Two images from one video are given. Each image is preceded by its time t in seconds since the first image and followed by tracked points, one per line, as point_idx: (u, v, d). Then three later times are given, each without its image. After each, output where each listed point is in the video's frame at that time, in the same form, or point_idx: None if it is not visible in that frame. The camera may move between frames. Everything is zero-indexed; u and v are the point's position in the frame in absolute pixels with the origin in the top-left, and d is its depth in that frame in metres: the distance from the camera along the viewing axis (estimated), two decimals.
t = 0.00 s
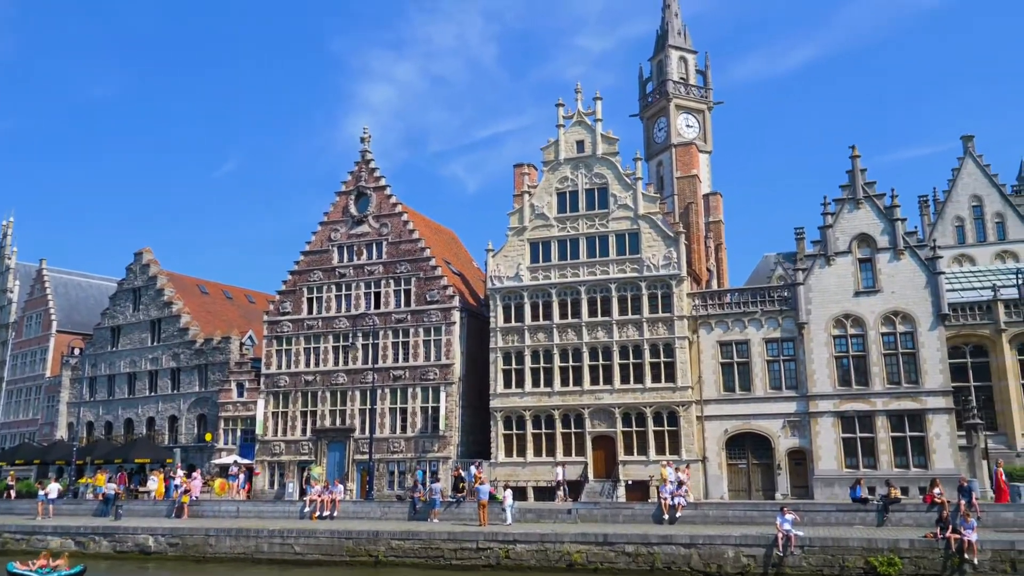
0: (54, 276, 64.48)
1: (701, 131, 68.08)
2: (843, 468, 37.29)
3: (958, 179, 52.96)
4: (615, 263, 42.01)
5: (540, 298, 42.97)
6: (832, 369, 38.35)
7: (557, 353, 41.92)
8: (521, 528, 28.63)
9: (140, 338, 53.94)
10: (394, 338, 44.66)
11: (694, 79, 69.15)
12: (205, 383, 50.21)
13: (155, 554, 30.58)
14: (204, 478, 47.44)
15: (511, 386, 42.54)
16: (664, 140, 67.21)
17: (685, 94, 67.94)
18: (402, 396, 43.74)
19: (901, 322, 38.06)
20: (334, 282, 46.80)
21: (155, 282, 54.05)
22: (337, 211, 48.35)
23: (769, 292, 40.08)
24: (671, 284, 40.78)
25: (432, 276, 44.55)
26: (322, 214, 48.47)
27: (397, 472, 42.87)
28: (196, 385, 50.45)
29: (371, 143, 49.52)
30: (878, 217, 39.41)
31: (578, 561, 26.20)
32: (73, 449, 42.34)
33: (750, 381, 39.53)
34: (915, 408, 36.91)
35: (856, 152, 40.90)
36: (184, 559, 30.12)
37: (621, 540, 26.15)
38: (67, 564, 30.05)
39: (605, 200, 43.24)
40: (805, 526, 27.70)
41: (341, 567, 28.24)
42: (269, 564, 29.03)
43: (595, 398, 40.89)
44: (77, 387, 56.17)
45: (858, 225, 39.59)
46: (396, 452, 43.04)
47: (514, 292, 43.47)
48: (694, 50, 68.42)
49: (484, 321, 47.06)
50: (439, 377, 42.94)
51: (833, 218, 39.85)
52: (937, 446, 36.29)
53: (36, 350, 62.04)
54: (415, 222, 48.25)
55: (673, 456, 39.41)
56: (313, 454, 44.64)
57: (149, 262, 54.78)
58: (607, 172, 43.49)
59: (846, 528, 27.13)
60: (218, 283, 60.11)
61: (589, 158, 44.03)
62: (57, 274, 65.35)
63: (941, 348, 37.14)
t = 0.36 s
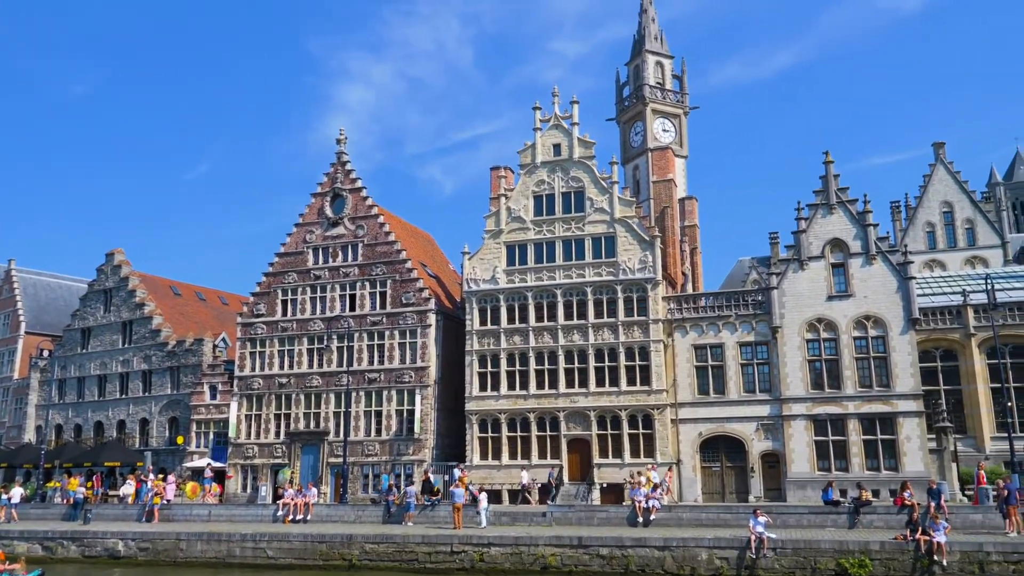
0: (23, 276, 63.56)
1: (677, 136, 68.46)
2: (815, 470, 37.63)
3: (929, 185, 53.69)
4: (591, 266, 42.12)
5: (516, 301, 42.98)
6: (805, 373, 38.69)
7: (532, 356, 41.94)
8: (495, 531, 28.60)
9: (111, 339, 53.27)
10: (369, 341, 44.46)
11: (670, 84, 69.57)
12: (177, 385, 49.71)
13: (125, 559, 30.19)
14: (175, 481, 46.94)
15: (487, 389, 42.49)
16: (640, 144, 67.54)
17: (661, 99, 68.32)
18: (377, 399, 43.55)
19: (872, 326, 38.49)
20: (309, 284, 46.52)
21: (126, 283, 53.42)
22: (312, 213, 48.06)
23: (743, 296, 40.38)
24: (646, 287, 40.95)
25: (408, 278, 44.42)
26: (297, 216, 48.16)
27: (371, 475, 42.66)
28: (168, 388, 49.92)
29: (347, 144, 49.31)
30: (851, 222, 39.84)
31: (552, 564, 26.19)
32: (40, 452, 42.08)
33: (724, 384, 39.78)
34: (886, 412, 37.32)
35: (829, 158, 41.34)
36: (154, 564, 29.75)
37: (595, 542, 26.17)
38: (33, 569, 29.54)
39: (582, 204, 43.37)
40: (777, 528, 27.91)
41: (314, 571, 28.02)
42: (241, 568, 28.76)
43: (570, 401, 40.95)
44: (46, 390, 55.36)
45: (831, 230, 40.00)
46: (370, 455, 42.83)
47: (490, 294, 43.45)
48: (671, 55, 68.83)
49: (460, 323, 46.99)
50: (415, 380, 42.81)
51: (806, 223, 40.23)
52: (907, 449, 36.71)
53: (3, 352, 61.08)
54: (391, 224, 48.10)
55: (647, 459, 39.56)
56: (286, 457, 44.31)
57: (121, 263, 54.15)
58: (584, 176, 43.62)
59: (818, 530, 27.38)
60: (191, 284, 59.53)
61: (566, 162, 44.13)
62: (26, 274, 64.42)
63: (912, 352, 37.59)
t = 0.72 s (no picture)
0: None
1: (655, 139, 68.75)
2: (789, 472, 37.91)
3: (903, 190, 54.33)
4: (569, 268, 42.19)
5: (494, 302, 42.96)
6: (780, 375, 38.99)
7: (509, 358, 41.93)
8: (471, 533, 28.54)
9: (83, 340, 52.62)
10: (346, 342, 44.24)
11: (649, 88, 69.90)
12: (150, 386, 49.20)
13: (96, 562, 29.83)
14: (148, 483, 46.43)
15: (464, 390, 42.42)
16: (619, 147, 67.77)
17: (640, 102, 68.61)
18: (353, 400, 43.33)
19: (846, 329, 38.86)
20: (285, 285, 46.23)
21: (99, 283, 52.80)
22: (289, 213, 47.77)
23: (719, 298, 40.63)
24: (624, 290, 41.08)
25: (386, 279, 44.27)
26: (274, 216, 47.84)
27: (347, 477, 42.42)
28: (141, 389, 49.39)
29: (324, 145, 49.06)
30: (826, 226, 40.22)
31: (528, 566, 26.19)
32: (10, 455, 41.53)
33: (700, 386, 39.99)
34: (860, 414, 37.68)
35: (805, 163, 41.71)
36: (125, 567, 29.41)
37: (571, 544, 26.15)
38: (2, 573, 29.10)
39: (560, 206, 43.43)
40: (752, 530, 28.09)
41: (288, 573, 27.81)
42: (214, 571, 28.50)
43: (547, 403, 40.97)
44: (16, 391, 54.57)
45: (807, 234, 40.35)
46: (346, 457, 42.61)
47: (468, 296, 43.38)
48: (649, 59, 69.15)
49: (438, 325, 46.88)
50: (391, 381, 42.67)
51: (782, 226, 40.55)
52: (880, 451, 37.10)
53: None
54: (369, 225, 47.90)
55: (623, 461, 39.68)
56: (261, 459, 43.97)
57: (94, 262, 53.52)
58: (562, 178, 43.70)
59: (792, 531, 27.58)
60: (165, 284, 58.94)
61: (544, 164, 44.18)
62: None
63: (885, 355, 38.00)
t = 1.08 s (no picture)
0: None
1: (633, 142, 69.04)
2: (764, 474, 38.18)
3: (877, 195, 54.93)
4: (546, 270, 42.25)
5: (471, 304, 42.92)
6: (755, 377, 39.26)
7: (487, 360, 41.91)
8: (447, 535, 28.49)
9: (55, 340, 51.96)
10: (322, 343, 44.01)
11: (627, 90, 70.19)
12: (123, 387, 48.67)
13: (66, 565, 29.47)
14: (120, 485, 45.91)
15: (441, 392, 42.32)
16: (597, 150, 67.97)
17: (618, 105, 68.86)
18: (329, 402, 43.10)
19: (821, 332, 39.21)
20: (261, 285, 45.91)
21: (71, 282, 52.16)
22: (266, 213, 47.45)
23: (696, 301, 40.84)
24: (601, 292, 41.20)
25: (363, 280, 44.09)
26: (250, 215, 47.51)
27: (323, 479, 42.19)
28: (113, 390, 48.85)
29: (301, 144, 48.80)
30: (801, 229, 40.56)
31: (504, 568, 26.19)
32: None
33: (676, 388, 40.18)
34: (834, 416, 38.02)
35: (781, 167, 42.05)
36: (96, 570, 29.09)
37: (547, 546, 26.16)
38: None
39: (538, 208, 43.49)
40: (727, 531, 28.25)
41: None
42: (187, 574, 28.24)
43: (524, 404, 40.98)
44: None
45: (783, 237, 40.67)
46: (322, 458, 42.38)
47: (445, 297, 43.30)
48: (628, 62, 69.43)
49: (415, 326, 46.76)
50: (368, 382, 42.51)
51: (758, 229, 40.85)
52: (853, 453, 37.49)
53: None
54: (346, 225, 47.69)
55: (600, 462, 39.80)
56: (235, 461, 43.62)
57: (66, 261, 52.86)
58: (540, 180, 43.76)
59: (766, 533, 27.78)
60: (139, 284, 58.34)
61: (523, 166, 44.21)
62: None
63: (859, 358, 38.38)
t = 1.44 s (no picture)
0: None
1: (610, 144, 69.29)
2: (738, 476, 38.42)
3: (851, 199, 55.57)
4: (523, 272, 42.28)
5: (448, 305, 42.84)
6: (730, 380, 39.53)
7: (463, 361, 41.85)
8: (422, 537, 28.40)
9: (24, 339, 51.19)
10: (297, 344, 43.73)
11: (605, 93, 70.45)
12: (94, 387, 48.07)
13: (33, 568, 29.01)
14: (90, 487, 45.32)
15: (416, 393, 42.20)
16: (575, 152, 68.15)
17: (596, 108, 69.09)
18: (304, 403, 42.83)
19: (795, 335, 39.55)
20: (235, 285, 45.55)
21: (42, 281, 51.42)
22: (241, 212, 47.09)
23: (672, 303, 41.05)
24: (578, 294, 41.31)
25: (339, 280, 43.88)
26: (225, 215, 47.11)
27: (297, 481, 41.92)
28: (84, 390, 48.23)
29: (277, 144, 48.48)
30: (776, 233, 40.90)
31: (478, 570, 26.14)
32: None
33: (652, 390, 40.36)
34: (807, 418, 38.36)
35: (756, 170, 42.39)
36: (65, 573, 28.68)
37: (522, 547, 26.14)
38: None
39: (515, 210, 43.53)
40: (700, 532, 28.37)
41: None
42: None
43: (499, 406, 40.96)
44: None
45: (758, 241, 40.99)
46: (296, 460, 42.11)
47: (422, 298, 43.18)
48: (606, 65, 69.69)
49: (391, 327, 46.61)
50: (343, 384, 42.29)
51: (733, 233, 41.16)
52: (826, 455, 37.85)
53: None
54: (322, 225, 47.45)
55: (575, 464, 39.88)
56: (208, 462, 43.20)
57: (36, 260, 52.11)
58: (518, 182, 43.80)
59: (740, 534, 27.96)
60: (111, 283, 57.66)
61: (500, 167, 44.23)
62: None
63: (832, 361, 38.76)
